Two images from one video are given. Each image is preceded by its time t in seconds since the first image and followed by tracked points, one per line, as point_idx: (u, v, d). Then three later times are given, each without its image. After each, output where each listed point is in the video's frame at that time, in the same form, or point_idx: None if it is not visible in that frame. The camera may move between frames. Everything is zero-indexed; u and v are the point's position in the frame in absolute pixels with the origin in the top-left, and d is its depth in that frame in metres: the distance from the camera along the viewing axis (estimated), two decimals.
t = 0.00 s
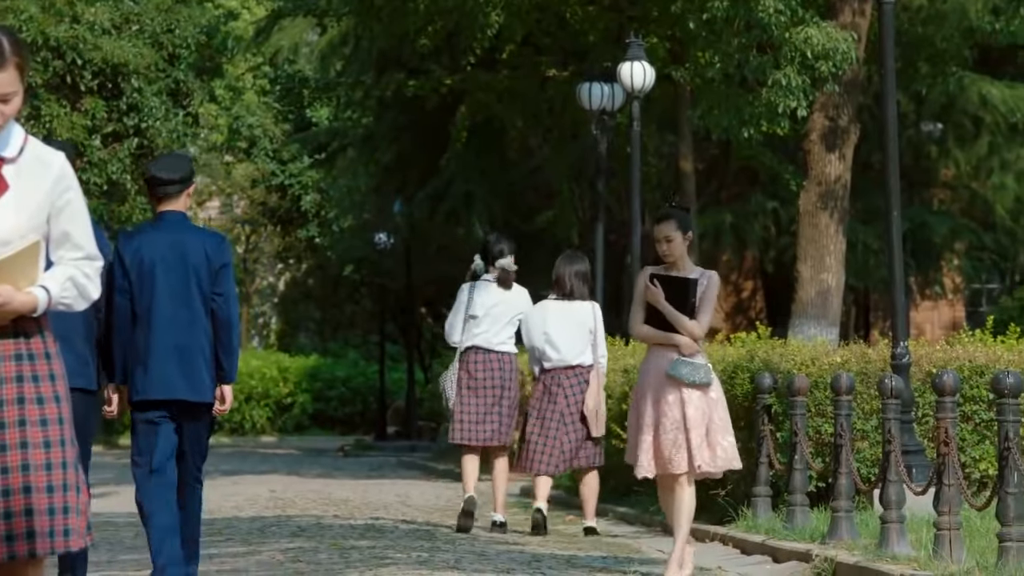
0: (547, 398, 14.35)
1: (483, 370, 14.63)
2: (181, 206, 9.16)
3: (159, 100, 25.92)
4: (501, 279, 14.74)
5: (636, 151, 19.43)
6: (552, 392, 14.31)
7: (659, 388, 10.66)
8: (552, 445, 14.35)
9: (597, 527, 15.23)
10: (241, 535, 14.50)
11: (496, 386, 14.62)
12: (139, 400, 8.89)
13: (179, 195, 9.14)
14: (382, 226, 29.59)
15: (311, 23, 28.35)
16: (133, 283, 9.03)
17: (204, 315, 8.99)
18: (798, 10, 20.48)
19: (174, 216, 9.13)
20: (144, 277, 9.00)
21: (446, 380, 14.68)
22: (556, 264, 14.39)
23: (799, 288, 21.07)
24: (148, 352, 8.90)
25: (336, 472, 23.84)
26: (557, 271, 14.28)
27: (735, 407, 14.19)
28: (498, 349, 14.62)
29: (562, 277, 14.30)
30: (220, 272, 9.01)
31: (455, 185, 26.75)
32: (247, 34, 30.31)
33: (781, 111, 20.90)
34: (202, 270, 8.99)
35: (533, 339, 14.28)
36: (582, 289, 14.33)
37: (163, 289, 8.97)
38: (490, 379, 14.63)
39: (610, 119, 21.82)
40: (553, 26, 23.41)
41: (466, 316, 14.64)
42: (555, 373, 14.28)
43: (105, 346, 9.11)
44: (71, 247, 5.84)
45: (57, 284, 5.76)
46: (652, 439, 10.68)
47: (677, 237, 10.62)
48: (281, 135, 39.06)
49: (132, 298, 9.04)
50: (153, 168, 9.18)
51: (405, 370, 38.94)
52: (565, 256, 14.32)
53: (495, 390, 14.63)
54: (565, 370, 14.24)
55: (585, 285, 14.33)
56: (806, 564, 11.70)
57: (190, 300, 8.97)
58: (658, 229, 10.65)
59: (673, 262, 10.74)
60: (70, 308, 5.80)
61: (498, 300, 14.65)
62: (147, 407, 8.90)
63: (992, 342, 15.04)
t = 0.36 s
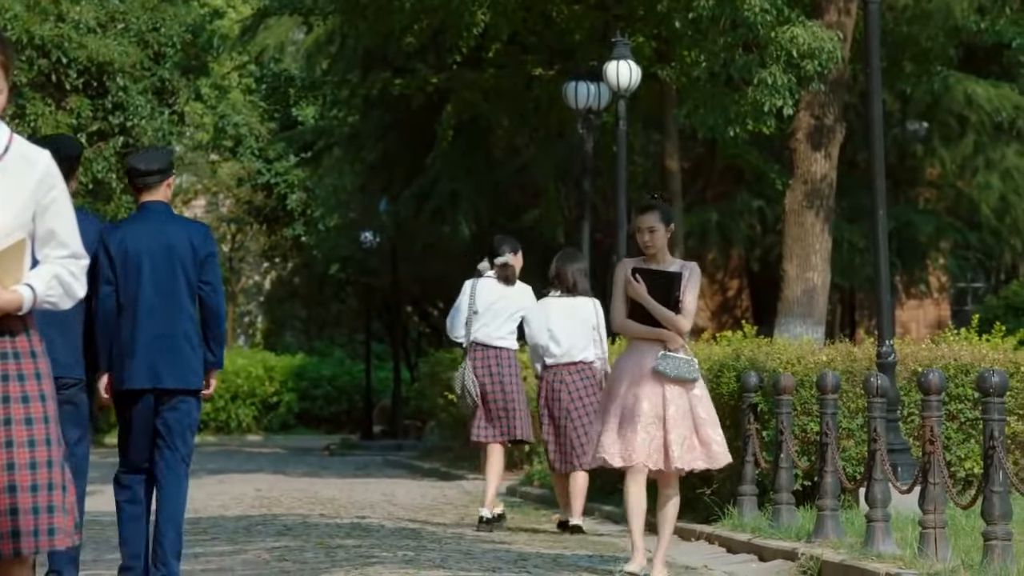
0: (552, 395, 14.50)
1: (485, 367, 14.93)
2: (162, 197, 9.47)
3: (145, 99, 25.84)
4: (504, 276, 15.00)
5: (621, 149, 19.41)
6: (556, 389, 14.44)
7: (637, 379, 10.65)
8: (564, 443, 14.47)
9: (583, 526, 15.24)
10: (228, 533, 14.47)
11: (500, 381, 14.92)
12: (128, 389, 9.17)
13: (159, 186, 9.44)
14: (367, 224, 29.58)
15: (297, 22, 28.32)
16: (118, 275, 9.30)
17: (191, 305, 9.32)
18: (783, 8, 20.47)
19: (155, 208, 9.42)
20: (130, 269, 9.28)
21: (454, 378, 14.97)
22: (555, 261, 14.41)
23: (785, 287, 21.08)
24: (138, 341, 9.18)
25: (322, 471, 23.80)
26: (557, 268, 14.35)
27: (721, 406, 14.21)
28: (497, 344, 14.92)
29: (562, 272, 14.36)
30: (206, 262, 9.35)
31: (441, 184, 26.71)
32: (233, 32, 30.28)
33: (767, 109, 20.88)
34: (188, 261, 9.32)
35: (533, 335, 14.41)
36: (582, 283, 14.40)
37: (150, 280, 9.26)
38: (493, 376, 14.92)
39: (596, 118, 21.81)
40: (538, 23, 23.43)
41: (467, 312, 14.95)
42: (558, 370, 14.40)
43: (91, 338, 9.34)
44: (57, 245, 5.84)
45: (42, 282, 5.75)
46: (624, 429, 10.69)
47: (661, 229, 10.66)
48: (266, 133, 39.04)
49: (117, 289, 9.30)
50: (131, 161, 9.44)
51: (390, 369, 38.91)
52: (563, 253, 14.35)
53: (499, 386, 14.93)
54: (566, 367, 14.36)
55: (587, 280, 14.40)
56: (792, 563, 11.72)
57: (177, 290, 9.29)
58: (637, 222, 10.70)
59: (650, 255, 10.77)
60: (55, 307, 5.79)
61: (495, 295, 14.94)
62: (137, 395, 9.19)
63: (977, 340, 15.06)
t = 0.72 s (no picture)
0: (546, 391, 14.72)
1: (489, 366, 15.23)
2: (133, 203, 9.41)
3: (133, 96, 25.85)
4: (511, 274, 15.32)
5: (610, 146, 19.43)
6: (552, 383, 14.67)
7: (618, 379, 10.58)
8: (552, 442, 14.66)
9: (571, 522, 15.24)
10: (216, 530, 14.47)
11: (501, 380, 15.22)
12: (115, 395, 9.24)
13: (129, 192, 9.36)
14: (356, 221, 29.58)
15: (285, 19, 28.33)
16: (94, 283, 9.27)
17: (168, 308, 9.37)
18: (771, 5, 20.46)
19: (127, 215, 9.37)
20: (106, 277, 9.27)
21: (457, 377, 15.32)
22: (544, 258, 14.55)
23: (773, 284, 21.09)
24: (121, 347, 9.22)
25: (310, 468, 23.79)
26: (548, 267, 14.53)
27: (710, 403, 14.22)
28: (503, 344, 15.22)
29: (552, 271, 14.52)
30: (180, 265, 9.39)
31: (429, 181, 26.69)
32: (222, 29, 30.27)
33: (755, 107, 20.84)
34: (163, 265, 9.34)
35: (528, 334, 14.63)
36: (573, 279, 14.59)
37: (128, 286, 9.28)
38: (494, 375, 15.22)
39: (584, 114, 21.82)
40: (527, 20, 23.44)
41: (470, 312, 15.23)
42: (553, 368, 14.62)
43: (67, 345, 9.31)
44: (40, 243, 5.85)
45: (25, 279, 5.76)
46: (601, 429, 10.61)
47: (639, 225, 10.64)
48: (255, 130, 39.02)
49: (93, 297, 9.28)
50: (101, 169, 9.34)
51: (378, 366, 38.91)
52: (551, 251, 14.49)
53: (499, 385, 15.21)
54: (562, 363, 14.60)
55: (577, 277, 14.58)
56: (780, 559, 11.73)
57: (155, 295, 9.32)
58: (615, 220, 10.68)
59: (627, 253, 10.73)
60: (39, 304, 5.81)
61: (498, 295, 15.22)
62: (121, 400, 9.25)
63: (967, 337, 15.08)
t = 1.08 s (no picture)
0: (546, 391, 14.75)
1: (494, 368, 14.93)
2: (135, 207, 9.48)
3: (125, 92, 25.79)
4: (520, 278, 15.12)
5: (602, 142, 19.42)
6: (554, 385, 14.69)
7: (626, 381, 10.45)
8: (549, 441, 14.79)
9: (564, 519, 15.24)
10: (209, 527, 14.48)
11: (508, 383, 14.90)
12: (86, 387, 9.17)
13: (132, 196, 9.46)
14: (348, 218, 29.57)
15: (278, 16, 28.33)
16: (81, 280, 9.33)
17: (151, 310, 9.36)
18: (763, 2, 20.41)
19: (125, 216, 9.44)
20: (92, 274, 9.31)
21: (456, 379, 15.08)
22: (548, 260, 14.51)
23: (766, 280, 21.10)
24: (96, 342, 9.20)
25: (302, 464, 23.79)
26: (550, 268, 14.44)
27: (702, 401, 14.21)
28: (509, 347, 14.93)
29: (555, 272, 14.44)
30: (167, 268, 9.38)
31: (422, 177, 26.68)
32: (214, 26, 30.26)
33: (748, 103, 20.80)
34: (150, 266, 9.35)
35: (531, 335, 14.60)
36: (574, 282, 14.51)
37: (110, 283, 9.29)
38: (500, 378, 14.92)
39: (577, 111, 21.83)
40: (519, 16, 23.45)
41: (473, 314, 15.00)
42: (554, 369, 14.63)
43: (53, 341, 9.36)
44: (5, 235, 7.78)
45: None
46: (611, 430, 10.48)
47: (640, 219, 10.44)
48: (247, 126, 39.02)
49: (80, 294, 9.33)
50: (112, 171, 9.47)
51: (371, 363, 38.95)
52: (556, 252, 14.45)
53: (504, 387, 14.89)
54: (561, 365, 14.61)
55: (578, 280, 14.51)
56: (773, 556, 11.73)
57: (138, 294, 9.32)
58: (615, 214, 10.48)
59: (627, 247, 10.54)
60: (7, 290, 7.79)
61: (502, 297, 14.98)
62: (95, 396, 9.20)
63: (960, 334, 15.09)
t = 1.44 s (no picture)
0: (541, 382, 14.71)
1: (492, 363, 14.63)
2: (141, 195, 9.45)
3: (118, 88, 25.80)
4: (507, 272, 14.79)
5: (596, 138, 19.38)
6: (544, 377, 14.70)
7: (648, 369, 10.14)
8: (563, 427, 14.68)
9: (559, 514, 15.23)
10: (202, 523, 14.46)
11: (507, 376, 14.63)
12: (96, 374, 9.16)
13: (139, 184, 9.44)
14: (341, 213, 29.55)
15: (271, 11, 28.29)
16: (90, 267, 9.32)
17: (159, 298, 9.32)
18: None
19: (132, 204, 9.41)
20: (101, 261, 9.29)
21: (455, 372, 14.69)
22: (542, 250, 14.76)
23: (759, 276, 21.10)
24: (104, 329, 9.18)
25: (294, 460, 23.77)
26: (547, 256, 14.68)
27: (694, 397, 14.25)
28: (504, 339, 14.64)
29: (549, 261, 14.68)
30: (175, 256, 9.35)
31: (415, 173, 26.65)
32: (207, 21, 30.22)
33: (741, 99, 20.81)
34: (157, 254, 9.32)
35: (524, 325, 14.67)
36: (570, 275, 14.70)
37: (119, 271, 9.28)
38: (499, 373, 14.63)
39: (570, 107, 21.80)
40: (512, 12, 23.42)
41: (472, 307, 14.63)
42: (548, 358, 14.67)
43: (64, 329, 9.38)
44: None
45: None
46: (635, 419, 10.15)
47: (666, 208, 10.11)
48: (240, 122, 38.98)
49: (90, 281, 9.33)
50: (115, 161, 9.44)
51: (365, 358, 38.98)
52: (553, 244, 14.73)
53: (505, 379, 14.64)
54: (555, 355, 14.65)
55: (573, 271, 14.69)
56: (766, 552, 11.74)
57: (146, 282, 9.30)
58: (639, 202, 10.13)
59: (649, 236, 10.20)
60: None
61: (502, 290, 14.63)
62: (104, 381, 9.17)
63: (953, 329, 15.10)
